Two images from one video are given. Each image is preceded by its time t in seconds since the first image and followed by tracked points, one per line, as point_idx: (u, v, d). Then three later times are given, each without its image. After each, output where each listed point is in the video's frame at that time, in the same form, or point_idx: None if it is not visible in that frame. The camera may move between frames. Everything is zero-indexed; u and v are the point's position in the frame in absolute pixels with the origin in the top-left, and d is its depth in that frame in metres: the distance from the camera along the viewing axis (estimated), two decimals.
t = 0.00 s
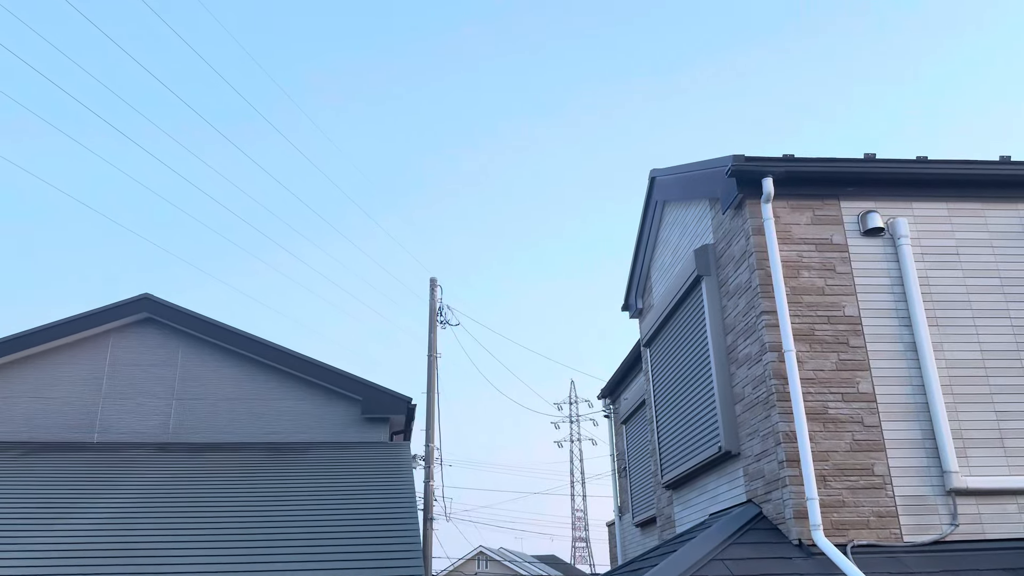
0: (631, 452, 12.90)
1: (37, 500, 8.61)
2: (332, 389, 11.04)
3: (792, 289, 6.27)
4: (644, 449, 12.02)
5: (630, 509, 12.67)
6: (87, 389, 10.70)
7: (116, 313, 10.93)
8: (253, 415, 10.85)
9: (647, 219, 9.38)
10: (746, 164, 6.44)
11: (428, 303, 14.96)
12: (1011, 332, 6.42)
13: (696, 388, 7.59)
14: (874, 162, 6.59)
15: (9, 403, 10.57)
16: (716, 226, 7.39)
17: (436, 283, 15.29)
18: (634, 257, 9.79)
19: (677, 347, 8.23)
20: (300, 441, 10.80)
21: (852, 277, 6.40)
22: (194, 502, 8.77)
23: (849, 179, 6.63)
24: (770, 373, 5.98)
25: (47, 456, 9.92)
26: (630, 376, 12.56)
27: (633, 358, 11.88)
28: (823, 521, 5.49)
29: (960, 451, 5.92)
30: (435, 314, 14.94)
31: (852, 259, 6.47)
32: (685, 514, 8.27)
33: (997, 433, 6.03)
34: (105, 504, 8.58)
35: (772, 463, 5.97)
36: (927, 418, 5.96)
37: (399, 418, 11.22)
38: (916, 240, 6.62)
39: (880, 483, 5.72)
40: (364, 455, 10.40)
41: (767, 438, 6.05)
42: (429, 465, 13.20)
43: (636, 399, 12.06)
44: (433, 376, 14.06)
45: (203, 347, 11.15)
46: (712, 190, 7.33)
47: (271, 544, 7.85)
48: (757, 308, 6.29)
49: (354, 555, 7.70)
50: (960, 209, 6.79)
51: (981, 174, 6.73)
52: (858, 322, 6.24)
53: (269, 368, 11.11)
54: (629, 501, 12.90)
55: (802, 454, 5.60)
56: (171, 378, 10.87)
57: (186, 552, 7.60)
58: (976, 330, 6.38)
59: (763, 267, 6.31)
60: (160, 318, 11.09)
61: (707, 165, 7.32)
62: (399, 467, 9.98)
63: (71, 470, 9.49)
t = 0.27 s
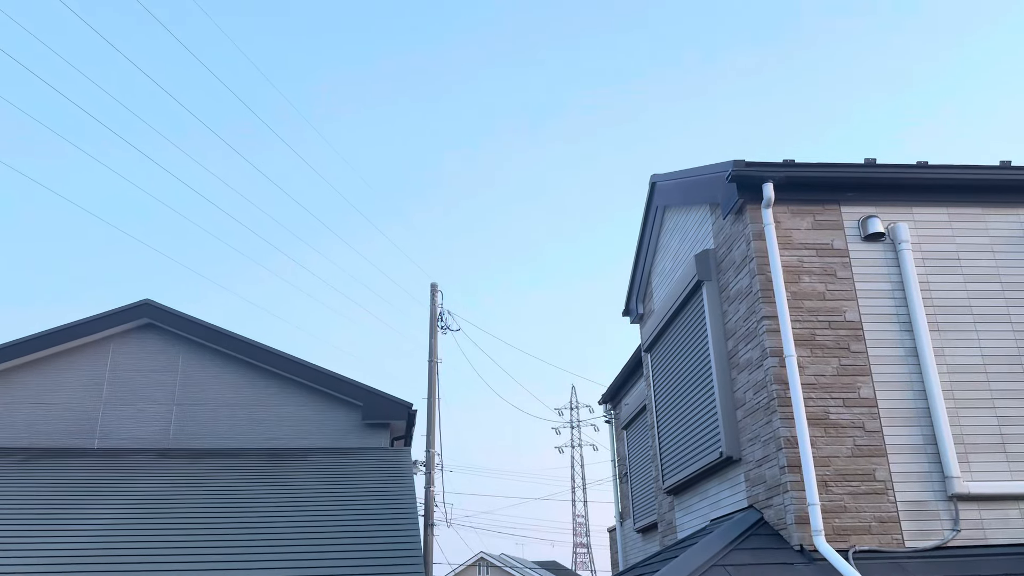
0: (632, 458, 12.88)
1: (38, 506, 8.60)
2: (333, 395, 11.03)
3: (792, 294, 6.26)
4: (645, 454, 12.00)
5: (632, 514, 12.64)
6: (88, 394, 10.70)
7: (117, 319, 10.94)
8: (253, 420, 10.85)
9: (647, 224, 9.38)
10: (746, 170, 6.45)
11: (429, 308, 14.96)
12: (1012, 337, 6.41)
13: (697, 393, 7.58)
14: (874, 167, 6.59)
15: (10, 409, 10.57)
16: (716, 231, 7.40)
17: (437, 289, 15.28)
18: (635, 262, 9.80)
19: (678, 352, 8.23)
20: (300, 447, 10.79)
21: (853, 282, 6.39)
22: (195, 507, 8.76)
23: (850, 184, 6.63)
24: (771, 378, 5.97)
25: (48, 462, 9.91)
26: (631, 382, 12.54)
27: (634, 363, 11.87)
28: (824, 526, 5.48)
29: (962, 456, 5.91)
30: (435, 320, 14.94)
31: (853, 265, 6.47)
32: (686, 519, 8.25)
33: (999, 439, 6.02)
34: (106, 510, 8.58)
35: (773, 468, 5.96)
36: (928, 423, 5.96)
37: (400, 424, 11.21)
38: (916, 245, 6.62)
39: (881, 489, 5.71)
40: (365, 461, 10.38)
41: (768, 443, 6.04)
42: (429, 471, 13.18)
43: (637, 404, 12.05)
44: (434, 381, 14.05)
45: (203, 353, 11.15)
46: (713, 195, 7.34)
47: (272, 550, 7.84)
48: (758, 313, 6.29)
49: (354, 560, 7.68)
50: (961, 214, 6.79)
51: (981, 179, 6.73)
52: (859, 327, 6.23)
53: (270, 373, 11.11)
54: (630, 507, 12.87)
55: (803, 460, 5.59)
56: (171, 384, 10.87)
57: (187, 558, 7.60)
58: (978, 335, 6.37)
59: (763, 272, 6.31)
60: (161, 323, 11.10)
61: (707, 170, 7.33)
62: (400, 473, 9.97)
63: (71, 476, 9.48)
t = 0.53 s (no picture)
0: (633, 463, 12.85)
1: (38, 511, 8.59)
2: (334, 400, 11.03)
3: (793, 299, 6.26)
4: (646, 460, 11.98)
5: (633, 520, 12.61)
6: (89, 400, 10.70)
7: (117, 325, 10.94)
8: (254, 426, 10.84)
9: (648, 229, 9.39)
10: (746, 175, 6.46)
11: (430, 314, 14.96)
12: (1014, 342, 6.40)
13: (698, 398, 7.57)
14: (875, 172, 6.59)
15: (10, 415, 10.56)
16: (717, 236, 7.40)
17: (438, 294, 15.28)
18: (636, 267, 9.81)
19: (679, 357, 8.22)
20: (300, 453, 10.78)
21: (854, 287, 6.39)
22: (195, 512, 8.75)
23: (850, 189, 6.64)
24: (773, 384, 5.97)
25: (48, 468, 9.90)
26: (633, 387, 12.53)
27: (635, 368, 11.86)
28: (826, 532, 5.46)
29: (963, 461, 5.90)
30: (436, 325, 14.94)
31: (854, 270, 6.46)
32: (687, 525, 8.23)
33: (1000, 444, 6.01)
34: (107, 515, 8.57)
35: (774, 474, 5.94)
36: (930, 428, 5.95)
37: (400, 429, 11.20)
38: (917, 250, 6.62)
39: (883, 494, 5.69)
40: (366, 466, 10.37)
41: (769, 448, 6.03)
42: (430, 477, 13.17)
43: (638, 410, 12.05)
44: (434, 386, 14.05)
45: (204, 358, 11.15)
46: (713, 200, 7.34)
47: (273, 555, 7.83)
48: (759, 318, 6.28)
49: (355, 566, 7.67)
50: (961, 219, 6.79)
51: (981, 184, 6.74)
52: (860, 332, 6.23)
53: (270, 379, 11.11)
54: (631, 512, 12.85)
55: (805, 465, 5.58)
56: (172, 389, 10.87)
57: (187, 563, 7.59)
58: (978, 340, 6.37)
59: (764, 277, 6.31)
60: (162, 329, 11.10)
61: (708, 175, 7.34)
62: (400, 479, 9.96)
63: (72, 482, 9.47)
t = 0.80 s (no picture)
0: (635, 469, 12.83)
1: (39, 517, 8.58)
2: (334, 406, 11.02)
3: (794, 305, 6.26)
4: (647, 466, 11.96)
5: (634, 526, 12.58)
6: (90, 406, 10.70)
7: (119, 331, 10.95)
8: (255, 431, 10.83)
9: (649, 235, 9.40)
10: (747, 180, 6.47)
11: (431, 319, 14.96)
12: (1015, 347, 6.40)
13: (699, 403, 7.57)
14: (875, 177, 6.60)
15: (11, 421, 10.56)
16: (717, 241, 7.41)
17: (439, 300, 15.28)
18: (637, 271, 9.81)
19: (680, 362, 8.22)
20: (301, 459, 10.77)
21: (855, 292, 6.39)
22: (196, 518, 8.74)
23: (851, 195, 6.64)
24: (774, 389, 5.96)
25: (49, 474, 9.90)
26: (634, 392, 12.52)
27: (636, 374, 11.85)
28: (827, 538, 5.45)
29: (965, 467, 5.89)
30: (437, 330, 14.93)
31: (855, 275, 6.46)
32: (689, 531, 8.22)
33: (1002, 449, 6.00)
34: (107, 521, 8.56)
35: (776, 479, 5.93)
36: (931, 433, 5.94)
37: (401, 435, 11.19)
38: (918, 255, 6.62)
39: (885, 500, 5.68)
40: (367, 472, 10.36)
41: (771, 454, 6.02)
42: (431, 482, 13.14)
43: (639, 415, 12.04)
44: (435, 392, 14.04)
45: (205, 364, 11.15)
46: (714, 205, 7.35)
47: (273, 561, 7.81)
48: (760, 324, 6.28)
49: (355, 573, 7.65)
50: (962, 224, 6.79)
51: (982, 190, 6.74)
52: (861, 337, 6.23)
53: (271, 385, 11.10)
54: (633, 518, 12.82)
55: (806, 471, 5.57)
56: (173, 395, 10.87)
57: (188, 569, 7.58)
58: (980, 345, 6.36)
59: (765, 282, 6.31)
60: (163, 335, 11.10)
61: (709, 181, 7.34)
62: (401, 484, 9.94)
63: (73, 488, 9.47)
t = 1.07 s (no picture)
0: (636, 475, 12.81)
1: (40, 524, 8.58)
2: (335, 412, 11.01)
3: (795, 310, 6.26)
4: (649, 471, 11.94)
5: (636, 532, 12.55)
6: (90, 412, 10.70)
7: (119, 337, 10.95)
8: (255, 438, 10.82)
9: (649, 241, 9.41)
10: (747, 186, 6.48)
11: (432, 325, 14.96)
12: (1017, 353, 6.39)
13: (700, 409, 7.56)
14: (875, 183, 6.60)
15: (12, 427, 10.56)
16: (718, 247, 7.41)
17: (440, 305, 15.28)
18: (638, 277, 9.81)
19: (681, 368, 8.21)
20: (302, 465, 10.76)
21: (856, 298, 6.39)
22: (197, 525, 8.73)
23: (851, 200, 6.65)
24: (775, 395, 5.96)
25: (50, 481, 9.89)
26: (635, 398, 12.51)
27: (637, 379, 11.84)
28: (829, 544, 5.44)
29: (967, 473, 5.88)
30: (438, 336, 14.94)
31: (856, 280, 6.46)
32: (690, 537, 8.20)
33: (1005, 455, 5.99)
34: (108, 528, 8.55)
35: (777, 485, 5.92)
36: (933, 439, 5.92)
37: (402, 441, 11.18)
38: (919, 260, 6.62)
39: (887, 506, 5.67)
40: (368, 478, 10.34)
41: (772, 460, 6.01)
42: (432, 488, 13.13)
43: (640, 421, 12.02)
44: (436, 397, 14.04)
45: (206, 370, 11.15)
46: (715, 211, 7.35)
47: (275, 568, 7.80)
48: (761, 329, 6.28)
49: None
50: (963, 229, 6.79)
51: (982, 195, 6.75)
52: (862, 343, 6.22)
53: (272, 390, 11.10)
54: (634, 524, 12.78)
55: (808, 477, 5.56)
56: (174, 401, 10.86)
57: None
58: (981, 351, 6.36)
59: (766, 288, 6.31)
60: (164, 341, 11.10)
61: (709, 186, 7.35)
62: (402, 491, 9.93)
63: (73, 494, 9.46)
